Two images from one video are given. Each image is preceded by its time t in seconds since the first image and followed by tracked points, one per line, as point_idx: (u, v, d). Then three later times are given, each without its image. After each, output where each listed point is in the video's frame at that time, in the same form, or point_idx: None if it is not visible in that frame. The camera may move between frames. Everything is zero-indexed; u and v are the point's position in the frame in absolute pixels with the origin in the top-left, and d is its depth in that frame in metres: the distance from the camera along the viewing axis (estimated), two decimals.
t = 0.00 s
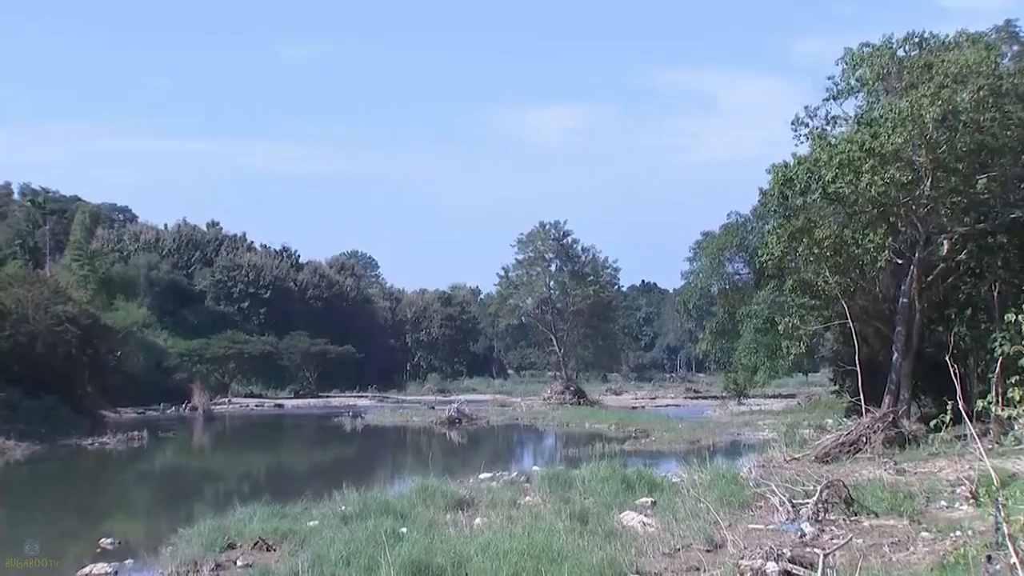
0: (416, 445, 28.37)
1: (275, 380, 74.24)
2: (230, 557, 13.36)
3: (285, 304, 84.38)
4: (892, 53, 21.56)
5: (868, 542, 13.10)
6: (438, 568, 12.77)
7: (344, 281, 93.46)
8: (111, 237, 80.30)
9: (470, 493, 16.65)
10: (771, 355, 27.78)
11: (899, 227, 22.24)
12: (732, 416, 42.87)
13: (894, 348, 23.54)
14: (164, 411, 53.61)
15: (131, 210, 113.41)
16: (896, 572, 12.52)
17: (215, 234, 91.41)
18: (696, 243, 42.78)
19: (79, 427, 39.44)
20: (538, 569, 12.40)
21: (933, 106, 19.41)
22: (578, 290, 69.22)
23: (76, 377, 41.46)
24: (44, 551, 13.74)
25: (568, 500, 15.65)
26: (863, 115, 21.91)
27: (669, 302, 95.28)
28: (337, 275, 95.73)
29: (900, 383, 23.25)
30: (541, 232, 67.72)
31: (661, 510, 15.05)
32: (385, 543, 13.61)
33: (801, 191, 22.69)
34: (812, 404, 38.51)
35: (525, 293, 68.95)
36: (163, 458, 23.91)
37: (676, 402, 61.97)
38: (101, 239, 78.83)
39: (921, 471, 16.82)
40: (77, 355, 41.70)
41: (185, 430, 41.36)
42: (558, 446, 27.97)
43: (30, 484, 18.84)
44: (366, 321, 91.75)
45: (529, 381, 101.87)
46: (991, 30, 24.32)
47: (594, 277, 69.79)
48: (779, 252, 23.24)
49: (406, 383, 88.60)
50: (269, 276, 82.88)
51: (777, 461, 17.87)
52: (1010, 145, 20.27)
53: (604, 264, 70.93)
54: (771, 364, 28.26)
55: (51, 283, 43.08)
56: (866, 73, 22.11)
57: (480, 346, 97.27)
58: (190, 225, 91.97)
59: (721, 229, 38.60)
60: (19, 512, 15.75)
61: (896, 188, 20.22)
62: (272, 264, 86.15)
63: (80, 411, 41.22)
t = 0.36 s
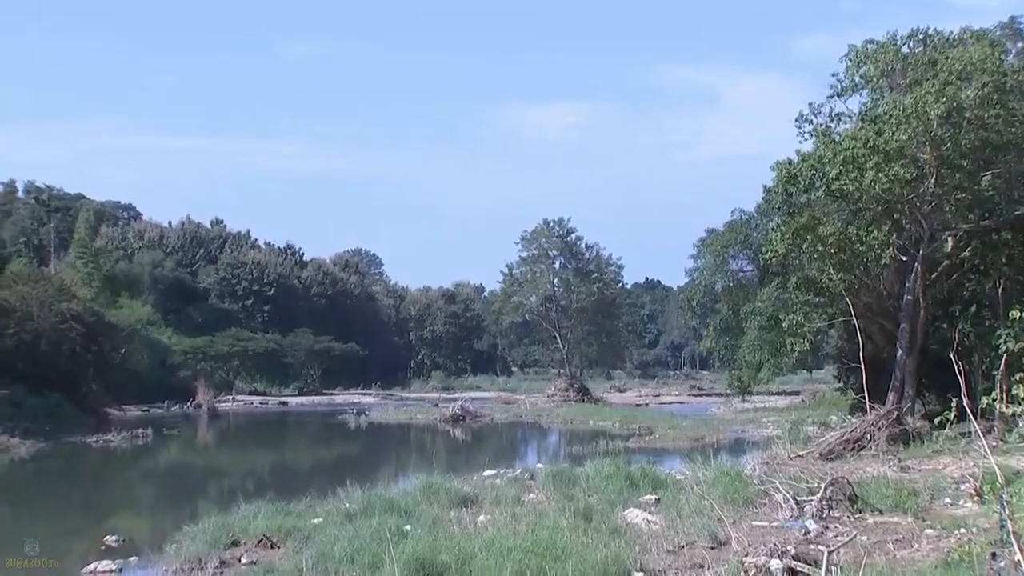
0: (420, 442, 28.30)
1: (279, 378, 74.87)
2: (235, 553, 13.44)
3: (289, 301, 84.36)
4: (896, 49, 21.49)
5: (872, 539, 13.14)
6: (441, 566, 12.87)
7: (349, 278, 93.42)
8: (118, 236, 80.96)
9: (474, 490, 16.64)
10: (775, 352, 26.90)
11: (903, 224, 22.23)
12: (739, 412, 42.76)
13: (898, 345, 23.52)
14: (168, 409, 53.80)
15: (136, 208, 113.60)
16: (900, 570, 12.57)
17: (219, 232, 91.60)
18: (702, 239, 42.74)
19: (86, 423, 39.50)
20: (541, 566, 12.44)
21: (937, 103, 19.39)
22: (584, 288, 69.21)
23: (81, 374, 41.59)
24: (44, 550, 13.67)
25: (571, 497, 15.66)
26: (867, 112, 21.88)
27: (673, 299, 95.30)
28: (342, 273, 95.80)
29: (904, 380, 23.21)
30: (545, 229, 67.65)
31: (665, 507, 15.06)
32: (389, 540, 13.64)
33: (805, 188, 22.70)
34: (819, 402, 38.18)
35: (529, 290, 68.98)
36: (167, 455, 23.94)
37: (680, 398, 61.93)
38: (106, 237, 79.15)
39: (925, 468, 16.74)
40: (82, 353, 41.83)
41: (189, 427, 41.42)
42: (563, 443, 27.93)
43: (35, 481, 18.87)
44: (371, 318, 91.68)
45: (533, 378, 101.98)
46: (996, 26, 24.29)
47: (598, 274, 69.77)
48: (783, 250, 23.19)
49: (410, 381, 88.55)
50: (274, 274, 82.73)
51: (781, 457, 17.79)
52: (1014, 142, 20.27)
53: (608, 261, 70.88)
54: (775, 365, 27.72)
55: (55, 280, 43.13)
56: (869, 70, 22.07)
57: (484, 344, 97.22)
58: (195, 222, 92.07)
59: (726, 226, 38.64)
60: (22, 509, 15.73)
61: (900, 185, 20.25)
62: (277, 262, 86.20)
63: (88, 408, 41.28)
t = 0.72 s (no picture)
0: (420, 436, 28.66)
1: (284, 373, 75.59)
2: (241, 544, 13.86)
3: (294, 298, 85.09)
4: (886, 53, 21.82)
5: (861, 531, 13.51)
6: (441, 557, 13.30)
7: (351, 275, 93.91)
8: (126, 236, 82.41)
9: (473, 482, 16.98)
10: (767, 349, 27.55)
11: (892, 224, 22.57)
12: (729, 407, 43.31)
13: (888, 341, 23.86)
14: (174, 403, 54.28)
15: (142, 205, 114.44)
16: (888, 560, 12.95)
17: (225, 230, 92.27)
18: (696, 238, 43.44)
19: (95, 416, 40.22)
20: (538, 557, 12.83)
21: (925, 104, 19.74)
22: (579, 285, 69.65)
23: (89, 369, 42.19)
24: (44, 550, 13.68)
25: (567, 489, 16.02)
26: (857, 114, 22.19)
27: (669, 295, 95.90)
28: (345, 270, 96.28)
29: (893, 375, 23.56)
30: (542, 228, 68.05)
31: (659, 499, 15.44)
32: (390, 531, 14.02)
33: (796, 187, 23.10)
34: (811, 396, 38.88)
35: (527, 287, 69.39)
36: (173, 448, 24.30)
37: (673, 393, 62.39)
38: (114, 236, 80.12)
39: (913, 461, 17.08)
40: (90, 348, 42.48)
41: (196, 420, 41.91)
42: (559, 437, 28.31)
43: (42, 472, 19.28)
44: (374, 315, 92.23)
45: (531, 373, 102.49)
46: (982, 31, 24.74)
47: (594, 271, 70.17)
48: (775, 248, 23.48)
49: (411, 376, 88.93)
50: (278, 270, 83.64)
51: (770, 450, 18.14)
52: (1001, 143, 20.56)
53: (603, 259, 71.24)
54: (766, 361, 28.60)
55: (64, 277, 43.66)
56: (860, 72, 22.40)
57: (483, 339, 97.61)
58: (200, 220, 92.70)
59: (718, 225, 39.03)
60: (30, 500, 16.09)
61: (889, 186, 20.69)
62: (281, 259, 86.81)
63: (97, 403, 42.05)
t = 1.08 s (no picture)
0: (421, 427, 29.37)
1: (294, 367, 76.22)
2: (253, 529, 14.77)
3: (303, 294, 85.98)
4: (867, 62, 22.59)
5: (844, 517, 14.24)
6: (444, 542, 14.13)
7: (361, 274, 94.79)
8: (145, 235, 82.96)
9: (476, 470, 17.75)
10: (755, 344, 28.62)
11: (873, 225, 23.26)
12: (718, 399, 44.11)
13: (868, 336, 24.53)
14: (191, 394, 55.21)
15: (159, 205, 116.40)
16: (870, 545, 13.68)
17: (239, 229, 92.75)
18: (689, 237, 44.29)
19: (116, 407, 41.56)
20: (537, 542, 13.65)
21: (905, 111, 20.55)
22: (576, 282, 70.33)
23: (110, 362, 43.45)
24: (44, 550, 13.92)
25: (565, 477, 16.72)
26: (841, 121, 22.91)
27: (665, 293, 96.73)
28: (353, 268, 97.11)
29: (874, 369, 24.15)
30: (540, 228, 68.80)
31: (652, 487, 16.15)
32: (395, 516, 14.81)
33: (783, 191, 23.69)
34: (791, 392, 39.67)
35: (526, 285, 70.14)
36: (188, 438, 25.17)
37: (665, 386, 63.24)
38: (133, 234, 80.77)
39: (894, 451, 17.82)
40: (110, 343, 43.62)
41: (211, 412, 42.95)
42: (557, 428, 29.00)
43: (54, 464, 19.98)
44: (382, 312, 93.15)
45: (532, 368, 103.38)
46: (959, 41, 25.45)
47: (590, 270, 70.86)
48: (762, 249, 24.05)
49: (415, 369, 89.97)
50: (289, 269, 84.78)
51: (756, 440, 18.86)
52: (977, 149, 21.29)
53: (599, 258, 71.85)
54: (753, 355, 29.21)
55: (85, 275, 44.94)
56: (843, 81, 23.14)
57: (484, 334, 98.40)
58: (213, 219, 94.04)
59: (709, 225, 39.42)
60: (50, 490, 16.80)
61: (871, 189, 21.54)
62: (292, 258, 87.83)
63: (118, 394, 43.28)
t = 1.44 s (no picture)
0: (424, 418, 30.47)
1: (308, 361, 78.45)
2: (270, 513, 15.99)
3: (315, 294, 88.29)
4: (846, 75, 23.64)
5: (824, 502, 15.25)
6: (449, 525, 15.25)
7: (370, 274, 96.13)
8: (168, 237, 85.07)
9: (478, 458, 18.76)
10: (740, 339, 29.77)
11: (851, 228, 24.33)
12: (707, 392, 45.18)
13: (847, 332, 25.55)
14: (212, 388, 57.46)
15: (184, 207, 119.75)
16: (849, 528, 14.67)
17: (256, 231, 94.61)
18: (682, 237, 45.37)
19: (139, 399, 44.46)
20: (536, 525, 14.68)
21: (880, 121, 21.54)
22: (573, 281, 71.24)
23: (135, 357, 46.70)
24: (44, 549, 14.42)
25: (563, 465, 17.69)
26: (822, 130, 23.79)
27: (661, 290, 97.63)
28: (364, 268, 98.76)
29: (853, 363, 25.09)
30: (539, 231, 69.70)
31: (646, 475, 17.15)
32: (403, 502, 15.87)
33: (767, 195, 24.58)
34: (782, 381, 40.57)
35: (525, 284, 71.17)
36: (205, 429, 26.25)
37: (659, 379, 64.29)
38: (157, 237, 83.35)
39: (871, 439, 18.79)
40: (136, 339, 46.82)
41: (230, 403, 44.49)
42: (555, 418, 30.14)
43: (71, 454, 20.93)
44: (391, 310, 94.28)
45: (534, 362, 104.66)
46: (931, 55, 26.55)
47: (586, 270, 71.61)
48: (748, 250, 25.00)
49: (421, 364, 91.38)
50: (303, 269, 86.99)
51: (743, 431, 19.79)
52: (948, 156, 22.50)
53: (595, 258, 72.69)
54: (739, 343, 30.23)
55: (111, 274, 47.80)
56: (823, 92, 24.14)
57: (487, 330, 99.38)
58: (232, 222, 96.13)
59: (697, 227, 40.49)
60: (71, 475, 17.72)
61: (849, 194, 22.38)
62: (305, 259, 89.81)
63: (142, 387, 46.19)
